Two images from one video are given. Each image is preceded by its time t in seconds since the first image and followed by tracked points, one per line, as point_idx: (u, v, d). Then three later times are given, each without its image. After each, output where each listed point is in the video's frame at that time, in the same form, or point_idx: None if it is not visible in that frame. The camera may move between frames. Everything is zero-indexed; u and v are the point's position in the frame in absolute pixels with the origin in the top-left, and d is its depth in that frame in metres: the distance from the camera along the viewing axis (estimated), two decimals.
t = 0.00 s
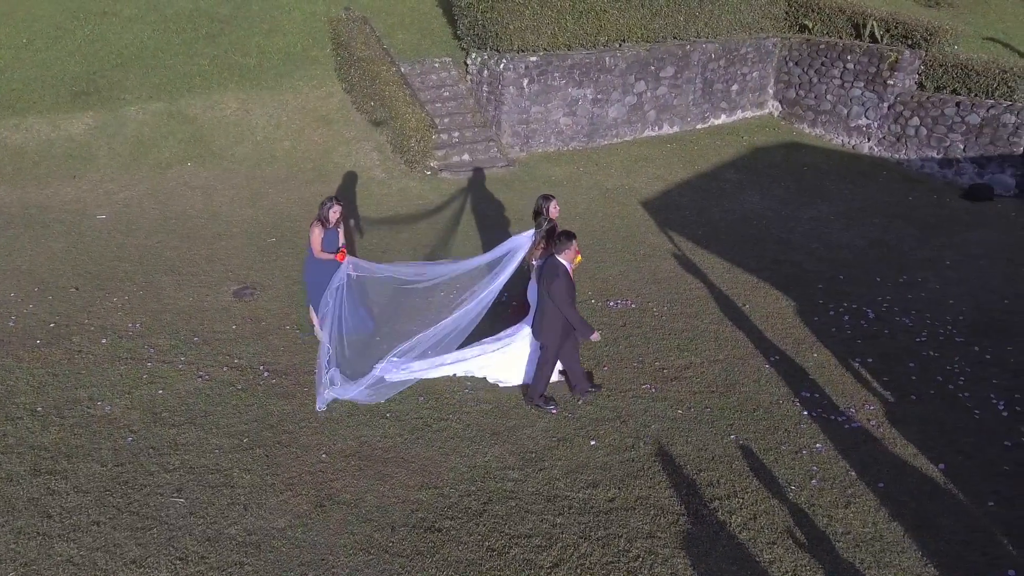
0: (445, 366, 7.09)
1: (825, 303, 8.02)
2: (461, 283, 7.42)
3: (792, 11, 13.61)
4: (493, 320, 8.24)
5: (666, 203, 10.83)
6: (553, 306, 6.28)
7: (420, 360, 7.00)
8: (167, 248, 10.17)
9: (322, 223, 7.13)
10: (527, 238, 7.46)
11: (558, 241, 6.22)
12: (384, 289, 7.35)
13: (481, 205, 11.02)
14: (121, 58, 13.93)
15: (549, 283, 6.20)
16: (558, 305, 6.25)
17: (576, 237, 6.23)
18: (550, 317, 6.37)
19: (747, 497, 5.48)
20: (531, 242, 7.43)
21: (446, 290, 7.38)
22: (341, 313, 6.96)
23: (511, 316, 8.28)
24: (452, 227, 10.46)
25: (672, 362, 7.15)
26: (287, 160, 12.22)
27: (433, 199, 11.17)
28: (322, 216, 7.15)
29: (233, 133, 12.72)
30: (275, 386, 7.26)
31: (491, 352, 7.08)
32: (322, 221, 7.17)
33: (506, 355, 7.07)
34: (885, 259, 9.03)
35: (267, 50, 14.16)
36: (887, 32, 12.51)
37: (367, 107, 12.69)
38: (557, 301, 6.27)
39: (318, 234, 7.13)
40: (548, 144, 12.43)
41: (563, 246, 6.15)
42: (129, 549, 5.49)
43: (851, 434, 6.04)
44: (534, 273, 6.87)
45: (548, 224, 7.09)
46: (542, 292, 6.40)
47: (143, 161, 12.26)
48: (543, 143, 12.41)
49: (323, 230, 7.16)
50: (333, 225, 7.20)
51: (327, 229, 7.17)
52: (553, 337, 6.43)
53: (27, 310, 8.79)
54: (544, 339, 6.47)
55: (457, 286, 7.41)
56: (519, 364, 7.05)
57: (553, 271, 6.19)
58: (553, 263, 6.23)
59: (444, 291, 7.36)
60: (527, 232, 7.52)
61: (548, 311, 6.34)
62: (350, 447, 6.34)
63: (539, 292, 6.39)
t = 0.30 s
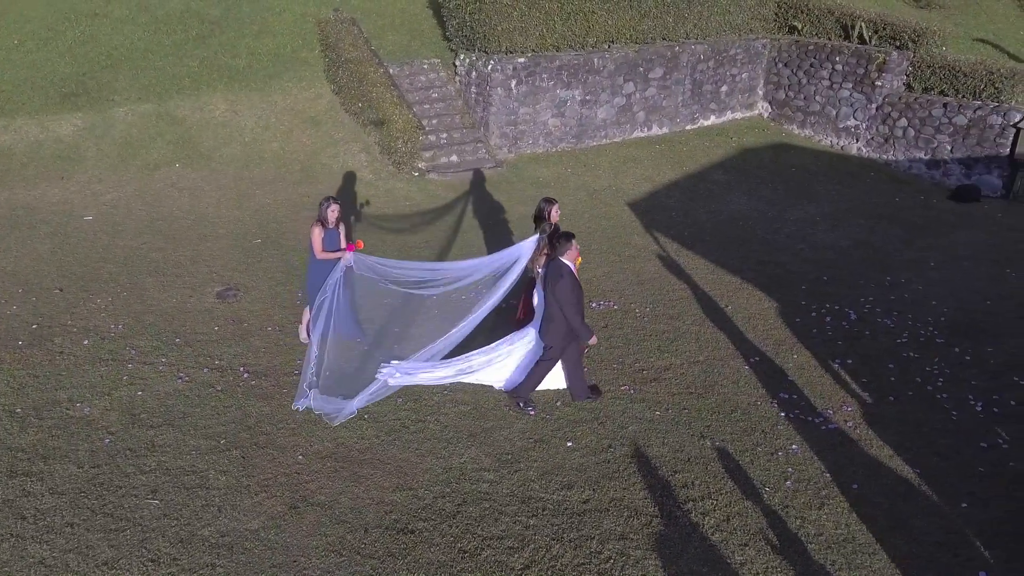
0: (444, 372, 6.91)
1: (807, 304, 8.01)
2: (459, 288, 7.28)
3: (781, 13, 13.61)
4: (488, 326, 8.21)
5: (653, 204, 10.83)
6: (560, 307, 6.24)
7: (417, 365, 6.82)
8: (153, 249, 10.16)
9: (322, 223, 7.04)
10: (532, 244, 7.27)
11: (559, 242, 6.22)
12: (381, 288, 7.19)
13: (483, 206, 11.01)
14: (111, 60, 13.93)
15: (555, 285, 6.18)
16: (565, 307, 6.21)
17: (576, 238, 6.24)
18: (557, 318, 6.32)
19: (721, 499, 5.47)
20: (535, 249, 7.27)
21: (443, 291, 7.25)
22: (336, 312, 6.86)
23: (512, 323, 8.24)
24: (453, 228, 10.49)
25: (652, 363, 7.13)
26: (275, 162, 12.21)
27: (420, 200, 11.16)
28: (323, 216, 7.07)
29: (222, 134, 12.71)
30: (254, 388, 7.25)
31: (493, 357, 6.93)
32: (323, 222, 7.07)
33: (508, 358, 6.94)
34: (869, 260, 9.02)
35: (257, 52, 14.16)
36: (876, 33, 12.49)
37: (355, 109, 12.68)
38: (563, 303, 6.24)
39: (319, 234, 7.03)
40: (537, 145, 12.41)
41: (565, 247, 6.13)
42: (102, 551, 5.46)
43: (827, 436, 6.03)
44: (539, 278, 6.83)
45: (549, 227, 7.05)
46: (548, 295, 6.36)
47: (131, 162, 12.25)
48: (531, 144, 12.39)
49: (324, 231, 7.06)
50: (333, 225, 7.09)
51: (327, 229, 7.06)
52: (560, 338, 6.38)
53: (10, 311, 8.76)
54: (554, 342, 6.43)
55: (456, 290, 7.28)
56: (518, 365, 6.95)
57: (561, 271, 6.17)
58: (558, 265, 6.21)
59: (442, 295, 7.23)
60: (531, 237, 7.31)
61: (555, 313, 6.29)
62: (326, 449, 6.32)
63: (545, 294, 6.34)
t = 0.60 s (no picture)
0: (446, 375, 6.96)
1: (790, 305, 8.01)
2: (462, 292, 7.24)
3: (770, 14, 13.61)
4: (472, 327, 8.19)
5: (640, 205, 10.83)
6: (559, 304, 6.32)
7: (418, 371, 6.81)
8: (138, 250, 10.15)
9: (320, 224, 7.20)
10: (533, 242, 7.17)
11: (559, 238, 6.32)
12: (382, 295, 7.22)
13: (485, 206, 11.02)
14: (101, 61, 13.90)
15: (557, 281, 6.25)
16: (565, 303, 6.28)
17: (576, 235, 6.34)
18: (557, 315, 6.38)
19: (695, 501, 5.45)
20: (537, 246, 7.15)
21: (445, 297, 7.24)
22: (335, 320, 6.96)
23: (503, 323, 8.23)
24: (446, 228, 10.50)
25: (632, 364, 7.12)
26: (263, 163, 12.20)
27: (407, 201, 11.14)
28: (320, 217, 7.24)
29: (210, 136, 12.70)
30: (233, 390, 7.22)
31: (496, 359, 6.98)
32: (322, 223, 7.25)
33: (512, 361, 6.95)
34: (853, 260, 9.02)
35: (246, 54, 14.16)
36: (864, 35, 12.49)
37: (343, 110, 12.68)
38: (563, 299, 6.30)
39: (316, 236, 7.21)
40: (525, 146, 12.39)
41: (566, 242, 6.23)
42: (73, 553, 5.41)
43: (804, 437, 6.02)
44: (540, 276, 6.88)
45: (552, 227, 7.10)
46: (549, 291, 6.42)
47: (119, 163, 12.24)
48: (520, 145, 12.37)
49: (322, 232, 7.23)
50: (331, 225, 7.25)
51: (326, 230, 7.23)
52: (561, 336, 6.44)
53: None
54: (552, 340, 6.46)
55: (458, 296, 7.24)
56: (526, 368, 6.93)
57: (562, 269, 6.24)
58: (558, 262, 6.30)
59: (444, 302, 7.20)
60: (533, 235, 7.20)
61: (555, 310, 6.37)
62: (303, 451, 6.30)
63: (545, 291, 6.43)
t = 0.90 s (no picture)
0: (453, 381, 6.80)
1: (774, 308, 8.02)
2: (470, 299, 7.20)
3: (761, 16, 13.61)
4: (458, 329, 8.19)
5: (628, 206, 10.82)
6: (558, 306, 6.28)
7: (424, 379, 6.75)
8: (124, 252, 10.11)
9: (323, 233, 7.16)
10: (537, 244, 7.08)
11: (558, 239, 6.29)
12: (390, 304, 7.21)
13: (476, 208, 11.03)
14: (92, 62, 13.84)
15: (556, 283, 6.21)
16: (564, 304, 6.24)
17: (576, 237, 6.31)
18: (556, 317, 6.33)
19: (672, 504, 5.44)
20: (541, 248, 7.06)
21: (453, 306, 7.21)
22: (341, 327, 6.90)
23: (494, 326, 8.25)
24: (435, 229, 10.50)
25: (614, 366, 7.10)
26: (252, 165, 12.18)
27: (395, 203, 11.13)
28: (321, 226, 7.17)
29: (199, 138, 12.67)
30: (215, 392, 7.18)
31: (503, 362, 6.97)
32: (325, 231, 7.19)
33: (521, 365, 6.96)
34: (839, 262, 9.03)
35: (236, 55, 14.14)
36: (853, 36, 12.49)
37: (332, 112, 12.67)
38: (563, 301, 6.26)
39: (319, 246, 7.17)
40: (514, 147, 12.38)
41: (565, 244, 6.20)
42: (47, 556, 5.30)
43: (784, 440, 6.04)
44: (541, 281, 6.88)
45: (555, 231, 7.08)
46: (547, 293, 6.39)
47: (108, 165, 12.19)
48: (509, 146, 12.35)
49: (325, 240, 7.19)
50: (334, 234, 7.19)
51: (329, 238, 7.18)
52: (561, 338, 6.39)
53: None
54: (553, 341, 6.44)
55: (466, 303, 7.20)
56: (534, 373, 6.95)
57: (561, 271, 6.20)
58: (558, 263, 6.26)
59: (453, 309, 7.17)
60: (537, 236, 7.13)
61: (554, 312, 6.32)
62: (282, 453, 6.27)
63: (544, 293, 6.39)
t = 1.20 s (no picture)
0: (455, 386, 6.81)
1: (763, 309, 8.03)
2: (479, 306, 7.19)
3: (753, 16, 13.60)
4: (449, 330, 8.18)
5: (619, 207, 10.82)
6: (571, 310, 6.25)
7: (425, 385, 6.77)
8: (114, 254, 10.07)
9: (336, 234, 7.03)
10: (545, 252, 7.12)
11: (572, 245, 6.26)
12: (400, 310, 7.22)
13: (468, 208, 11.01)
14: (84, 63, 13.79)
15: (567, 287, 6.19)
16: (577, 309, 6.20)
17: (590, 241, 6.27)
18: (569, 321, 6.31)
19: (656, 506, 5.42)
20: (550, 256, 7.10)
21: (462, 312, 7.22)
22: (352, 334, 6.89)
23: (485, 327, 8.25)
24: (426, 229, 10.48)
25: (601, 367, 7.09)
26: (244, 166, 12.16)
27: (386, 203, 11.12)
28: (333, 227, 7.05)
29: (192, 139, 12.65)
30: (202, 393, 7.16)
31: (510, 358, 6.92)
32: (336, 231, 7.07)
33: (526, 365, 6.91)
34: (829, 264, 9.04)
35: (229, 56, 14.12)
36: (846, 37, 12.49)
37: (324, 113, 12.67)
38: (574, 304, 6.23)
39: (332, 247, 7.05)
40: (507, 148, 12.36)
41: (579, 249, 6.17)
42: (28, 559, 5.25)
43: (769, 442, 6.04)
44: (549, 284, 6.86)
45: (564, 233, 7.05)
46: (559, 298, 6.35)
47: (100, 166, 12.14)
48: (501, 147, 12.34)
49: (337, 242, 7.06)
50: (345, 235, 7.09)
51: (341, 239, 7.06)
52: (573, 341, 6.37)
53: None
54: (565, 345, 6.42)
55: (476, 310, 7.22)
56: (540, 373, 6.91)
57: (574, 276, 6.17)
58: (570, 269, 6.22)
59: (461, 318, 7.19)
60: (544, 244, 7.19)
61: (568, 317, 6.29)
62: (266, 455, 6.25)
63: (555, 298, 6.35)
